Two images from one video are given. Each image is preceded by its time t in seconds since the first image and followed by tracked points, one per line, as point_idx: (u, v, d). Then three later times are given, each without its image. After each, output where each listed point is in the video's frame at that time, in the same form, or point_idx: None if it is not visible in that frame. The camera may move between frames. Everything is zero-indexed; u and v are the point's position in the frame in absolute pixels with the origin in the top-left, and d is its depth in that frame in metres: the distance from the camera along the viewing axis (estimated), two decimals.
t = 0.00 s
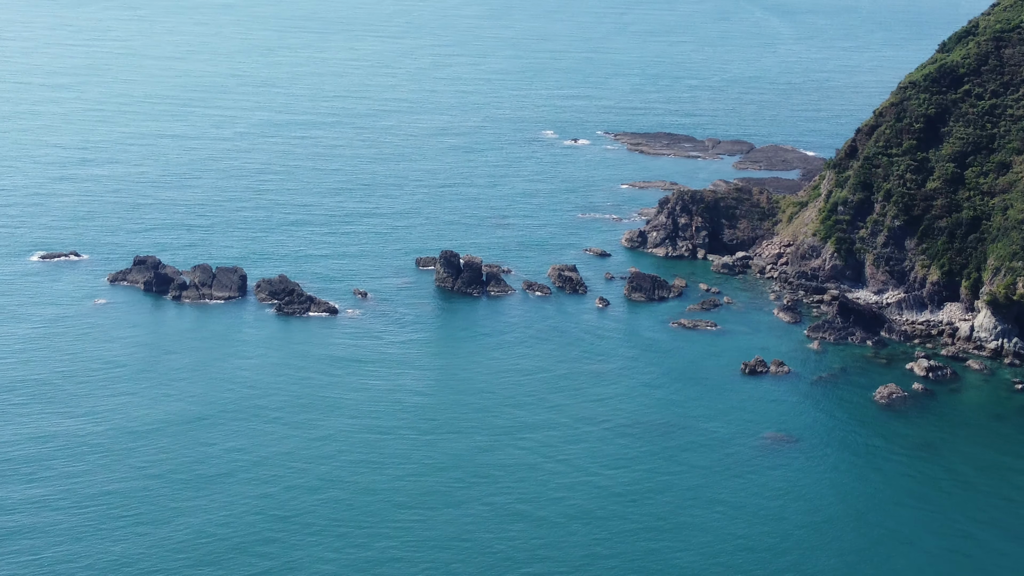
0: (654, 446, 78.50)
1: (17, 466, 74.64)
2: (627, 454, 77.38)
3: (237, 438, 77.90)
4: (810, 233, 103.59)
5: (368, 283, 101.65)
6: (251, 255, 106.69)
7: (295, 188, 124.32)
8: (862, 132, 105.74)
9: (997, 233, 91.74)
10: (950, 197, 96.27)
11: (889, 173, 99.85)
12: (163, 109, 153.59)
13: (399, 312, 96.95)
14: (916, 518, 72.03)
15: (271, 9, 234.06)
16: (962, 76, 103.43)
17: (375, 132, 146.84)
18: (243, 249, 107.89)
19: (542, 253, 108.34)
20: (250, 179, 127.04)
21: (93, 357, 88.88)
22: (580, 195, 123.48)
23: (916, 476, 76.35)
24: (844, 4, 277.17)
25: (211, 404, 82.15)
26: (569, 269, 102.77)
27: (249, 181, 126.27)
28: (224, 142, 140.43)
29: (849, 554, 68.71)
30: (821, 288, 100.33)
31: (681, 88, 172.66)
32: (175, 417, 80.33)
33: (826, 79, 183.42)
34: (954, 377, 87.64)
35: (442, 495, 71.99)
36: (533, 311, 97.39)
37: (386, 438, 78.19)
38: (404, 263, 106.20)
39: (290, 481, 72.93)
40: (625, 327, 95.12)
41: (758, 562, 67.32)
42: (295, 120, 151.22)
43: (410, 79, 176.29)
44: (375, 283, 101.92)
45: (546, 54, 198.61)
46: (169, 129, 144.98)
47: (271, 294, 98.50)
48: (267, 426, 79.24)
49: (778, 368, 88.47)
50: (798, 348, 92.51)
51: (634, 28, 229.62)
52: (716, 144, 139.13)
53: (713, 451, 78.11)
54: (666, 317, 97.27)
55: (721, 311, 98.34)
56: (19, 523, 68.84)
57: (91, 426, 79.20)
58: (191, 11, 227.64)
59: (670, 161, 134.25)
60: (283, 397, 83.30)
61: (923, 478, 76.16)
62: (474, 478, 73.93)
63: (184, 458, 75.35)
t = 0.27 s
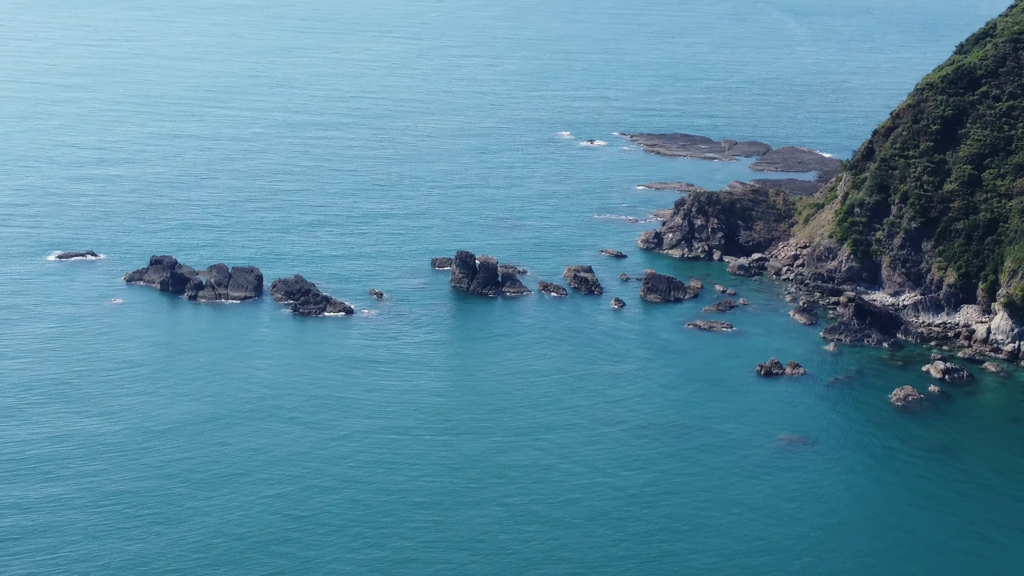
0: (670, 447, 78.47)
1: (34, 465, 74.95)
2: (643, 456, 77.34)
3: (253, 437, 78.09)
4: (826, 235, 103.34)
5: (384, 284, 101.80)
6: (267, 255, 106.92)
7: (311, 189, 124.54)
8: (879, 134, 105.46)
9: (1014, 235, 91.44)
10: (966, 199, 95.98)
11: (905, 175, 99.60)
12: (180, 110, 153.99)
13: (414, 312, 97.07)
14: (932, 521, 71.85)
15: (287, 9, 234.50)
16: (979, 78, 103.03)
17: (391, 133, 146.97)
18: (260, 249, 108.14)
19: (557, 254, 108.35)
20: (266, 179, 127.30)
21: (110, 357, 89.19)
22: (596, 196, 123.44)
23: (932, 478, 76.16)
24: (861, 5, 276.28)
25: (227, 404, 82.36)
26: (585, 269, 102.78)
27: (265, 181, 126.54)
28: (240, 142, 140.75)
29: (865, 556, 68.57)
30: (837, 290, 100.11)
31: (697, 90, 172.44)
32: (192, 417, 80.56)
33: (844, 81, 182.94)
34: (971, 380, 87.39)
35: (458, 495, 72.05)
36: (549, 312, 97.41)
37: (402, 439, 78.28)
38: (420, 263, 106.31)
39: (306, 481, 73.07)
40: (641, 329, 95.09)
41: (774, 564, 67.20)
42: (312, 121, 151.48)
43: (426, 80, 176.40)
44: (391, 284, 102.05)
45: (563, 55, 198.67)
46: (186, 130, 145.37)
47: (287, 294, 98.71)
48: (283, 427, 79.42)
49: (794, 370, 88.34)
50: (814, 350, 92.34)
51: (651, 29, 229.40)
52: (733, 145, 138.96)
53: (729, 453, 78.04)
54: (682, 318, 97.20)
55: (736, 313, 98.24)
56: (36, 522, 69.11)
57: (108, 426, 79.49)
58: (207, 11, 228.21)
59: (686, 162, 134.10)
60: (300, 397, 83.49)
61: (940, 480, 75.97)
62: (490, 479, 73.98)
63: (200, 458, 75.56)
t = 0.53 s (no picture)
0: (686, 448, 78.41)
1: (51, 464, 75.20)
2: (659, 457, 77.25)
3: (270, 437, 78.24)
4: (843, 236, 102.92)
5: (400, 284, 101.90)
6: (284, 254, 107.12)
7: (327, 189, 124.71)
8: (896, 135, 104.98)
9: None
10: (984, 200, 95.56)
11: (922, 176, 99.24)
12: (197, 110, 154.41)
13: (430, 312, 97.13)
14: (949, 523, 71.65)
15: (304, 9, 234.88)
16: (997, 79, 102.34)
17: (408, 133, 147.07)
18: (276, 249, 108.33)
19: (573, 255, 108.30)
20: (283, 179, 127.52)
21: (127, 356, 89.45)
22: (612, 196, 123.36)
23: (950, 480, 75.93)
24: (879, 6, 275.37)
25: (244, 403, 82.52)
26: (600, 270, 102.73)
27: (282, 181, 126.76)
28: (257, 142, 141.01)
29: (881, 558, 68.40)
30: (853, 292, 99.81)
31: (714, 91, 172.16)
32: (208, 416, 80.77)
33: (861, 82, 182.44)
34: (988, 382, 87.08)
35: (473, 496, 72.12)
36: (564, 313, 97.38)
37: (418, 439, 78.33)
38: (435, 264, 106.39)
39: (322, 481, 73.15)
40: (657, 329, 95.00)
41: (790, 566, 67.03)
42: (328, 120, 151.67)
43: (443, 81, 176.46)
44: (407, 283, 102.14)
45: (579, 55, 198.59)
46: (203, 129, 145.71)
47: (303, 293, 98.87)
48: (299, 426, 79.54)
49: (810, 371, 88.16)
50: (830, 351, 92.11)
51: (668, 30, 229.13)
52: (749, 146, 138.74)
53: (745, 454, 77.92)
54: (698, 319, 97.07)
55: (752, 314, 98.10)
56: (54, 520, 69.36)
57: (125, 424, 79.72)
58: (224, 11, 228.74)
59: (702, 163, 133.91)
60: (316, 397, 83.62)
61: (957, 482, 75.73)
62: (506, 479, 74.03)
63: (217, 457, 75.73)
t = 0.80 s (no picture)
0: (702, 449, 78.37)
1: (69, 463, 75.45)
2: (675, 458, 77.19)
3: (286, 436, 78.38)
4: (859, 237, 102.69)
5: (416, 284, 102.01)
6: (300, 254, 107.31)
7: (343, 189, 124.88)
8: (912, 136, 104.91)
9: None
10: (1001, 201, 95.47)
11: (939, 177, 99.10)
12: (214, 110, 154.79)
13: (446, 312, 97.22)
14: (967, 524, 71.46)
15: (320, 9, 235.20)
16: (1014, 81, 102.54)
17: (424, 133, 147.15)
18: (292, 249, 108.53)
19: (588, 255, 108.29)
20: (299, 179, 127.73)
21: (144, 355, 89.74)
22: (627, 197, 123.30)
23: (967, 482, 75.73)
24: (897, 7, 274.62)
25: (260, 402, 82.70)
26: (616, 270, 102.71)
27: (298, 181, 127.00)
28: (273, 142, 141.26)
29: (898, 559, 68.25)
30: (869, 293, 99.58)
31: (730, 91, 171.91)
32: (225, 415, 80.96)
33: (878, 83, 181.98)
34: (1005, 383, 86.83)
35: (490, 495, 72.21)
36: (580, 313, 97.37)
37: (434, 439, 78.40)
38: (451, 264, 106.46)
39: (338, 481, 73.26)
40: (673, 330, 94.95)
41: (807, 568, 66.91)
42: (344, 121, 151.87)
43: (460, 81, 176.53)
44: (423, 283, 102.25)
45: (596, 56, 198.45)
46: (220, 129, 146.01)
47: (319, 293, 99.05)
48: (315, 426, 79.68)
49: (826, 372, 88.03)
50: (846, 352, 91.94)
51: (684, 30, 228.86)
52: (765, 147, 138.53)
53: (761, 455, 77.81)
54: (713, 320, 96.98)
55: (768, 315, 97.98)
56: (72, 519, 69.59)
57: (142, 423, 79.96)
58: (241, 11, 229.21)
59: (718, 164, 133.77)
60: (333, 396, 83.79)
61: (974, 483, 75.54)
62: (523, 479, 74.10)
63: (233, 457, 75.90)
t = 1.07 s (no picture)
0: (717, 450, 78.32)
1: (86, 462, 75.67)
2: (690, 459, 77.12)
3: (302, 436, 78.51)
4: (875, 238, 102.22)
5: (431, 284, 102.09)
6: (316, 254, 107.50)
7: (359, 189, 125.07)
8: (929, 137, 104.53)
9: None
10: (1018, 204, 95.14)
11: (956, 179, 98.77)
12: (230, 109, 155.16)
13: (461, 312, 97.30)
14: (983, 526, 71.27)
15: (336, 10, 235.60)
16: None
17: (439, 134, 147.22)
18: (308, 248, 108.73)
19: (603, 256, 108.26)
20: (314, 179, 127.94)
21: (160, 354, 89.99)
22: (643, 198, 123.21)
23: (983, 484, 75.53)
24: (914, 8, 273.91)
25: (276, 402, 82.88)
26: (631, 270, 102.65)
27: (313, 181, 127.18)
28: (289, 142, 141.53)
29: (915, 562, 68.14)
30: (885, 294, 99.25)
31: (746, 92, 171.66)
32: (241, 414, 81.14)
33: (895, 84, 181.53)
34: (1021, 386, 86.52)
35: (506, 496, 72.27)
36: (595, 314, 97.35)
37: (450, 440, 78.42)
38: (467, 264, 106.55)
39: (354, 482, 73.35)
40: (688, 331, 94.83)
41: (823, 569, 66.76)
42: (360, 121, 152.05)
43: (476, 82, 176.60)
44: (438, 284, 102.32)
45: (612, 56, 198.39)
46: (236, 129, 146.32)
47: (334, 293, 99.19)
48: (331, 426, 79.81)
49: (841, 374, 87.89)
50: (862, 354, 91.76)
51: (700, 31, 228.63)
52: (781, 148, 138.29)
53: (777, 457, 77.70)
54: (729, 321, 96.87)
55: (784, 316, 97.83)
56: (89, 518, 69.78)
57: (158, 423, 80.16)
58: (257, 11, 229.59)
59: (734, 165, 133.59)
60: (348, 396, 83.93)
61: (991, 485, 75.37)
62: (538, 479, 74.16)
63: (249, 457, 76.03)
